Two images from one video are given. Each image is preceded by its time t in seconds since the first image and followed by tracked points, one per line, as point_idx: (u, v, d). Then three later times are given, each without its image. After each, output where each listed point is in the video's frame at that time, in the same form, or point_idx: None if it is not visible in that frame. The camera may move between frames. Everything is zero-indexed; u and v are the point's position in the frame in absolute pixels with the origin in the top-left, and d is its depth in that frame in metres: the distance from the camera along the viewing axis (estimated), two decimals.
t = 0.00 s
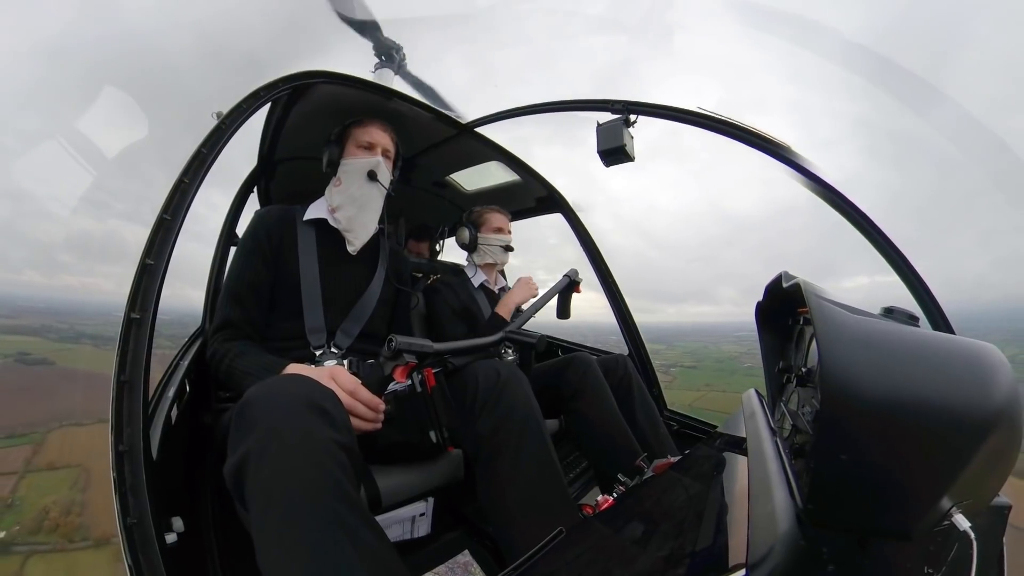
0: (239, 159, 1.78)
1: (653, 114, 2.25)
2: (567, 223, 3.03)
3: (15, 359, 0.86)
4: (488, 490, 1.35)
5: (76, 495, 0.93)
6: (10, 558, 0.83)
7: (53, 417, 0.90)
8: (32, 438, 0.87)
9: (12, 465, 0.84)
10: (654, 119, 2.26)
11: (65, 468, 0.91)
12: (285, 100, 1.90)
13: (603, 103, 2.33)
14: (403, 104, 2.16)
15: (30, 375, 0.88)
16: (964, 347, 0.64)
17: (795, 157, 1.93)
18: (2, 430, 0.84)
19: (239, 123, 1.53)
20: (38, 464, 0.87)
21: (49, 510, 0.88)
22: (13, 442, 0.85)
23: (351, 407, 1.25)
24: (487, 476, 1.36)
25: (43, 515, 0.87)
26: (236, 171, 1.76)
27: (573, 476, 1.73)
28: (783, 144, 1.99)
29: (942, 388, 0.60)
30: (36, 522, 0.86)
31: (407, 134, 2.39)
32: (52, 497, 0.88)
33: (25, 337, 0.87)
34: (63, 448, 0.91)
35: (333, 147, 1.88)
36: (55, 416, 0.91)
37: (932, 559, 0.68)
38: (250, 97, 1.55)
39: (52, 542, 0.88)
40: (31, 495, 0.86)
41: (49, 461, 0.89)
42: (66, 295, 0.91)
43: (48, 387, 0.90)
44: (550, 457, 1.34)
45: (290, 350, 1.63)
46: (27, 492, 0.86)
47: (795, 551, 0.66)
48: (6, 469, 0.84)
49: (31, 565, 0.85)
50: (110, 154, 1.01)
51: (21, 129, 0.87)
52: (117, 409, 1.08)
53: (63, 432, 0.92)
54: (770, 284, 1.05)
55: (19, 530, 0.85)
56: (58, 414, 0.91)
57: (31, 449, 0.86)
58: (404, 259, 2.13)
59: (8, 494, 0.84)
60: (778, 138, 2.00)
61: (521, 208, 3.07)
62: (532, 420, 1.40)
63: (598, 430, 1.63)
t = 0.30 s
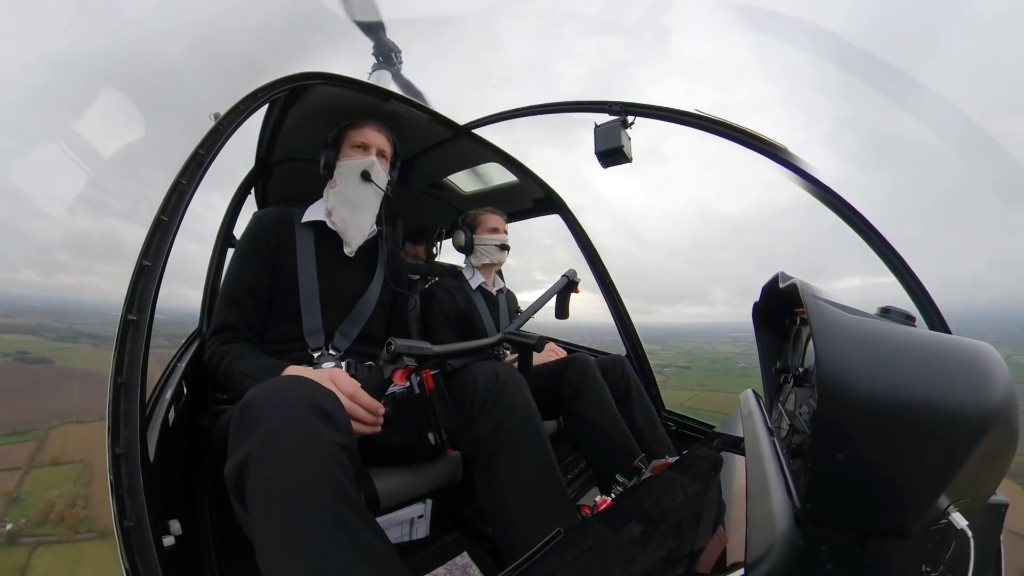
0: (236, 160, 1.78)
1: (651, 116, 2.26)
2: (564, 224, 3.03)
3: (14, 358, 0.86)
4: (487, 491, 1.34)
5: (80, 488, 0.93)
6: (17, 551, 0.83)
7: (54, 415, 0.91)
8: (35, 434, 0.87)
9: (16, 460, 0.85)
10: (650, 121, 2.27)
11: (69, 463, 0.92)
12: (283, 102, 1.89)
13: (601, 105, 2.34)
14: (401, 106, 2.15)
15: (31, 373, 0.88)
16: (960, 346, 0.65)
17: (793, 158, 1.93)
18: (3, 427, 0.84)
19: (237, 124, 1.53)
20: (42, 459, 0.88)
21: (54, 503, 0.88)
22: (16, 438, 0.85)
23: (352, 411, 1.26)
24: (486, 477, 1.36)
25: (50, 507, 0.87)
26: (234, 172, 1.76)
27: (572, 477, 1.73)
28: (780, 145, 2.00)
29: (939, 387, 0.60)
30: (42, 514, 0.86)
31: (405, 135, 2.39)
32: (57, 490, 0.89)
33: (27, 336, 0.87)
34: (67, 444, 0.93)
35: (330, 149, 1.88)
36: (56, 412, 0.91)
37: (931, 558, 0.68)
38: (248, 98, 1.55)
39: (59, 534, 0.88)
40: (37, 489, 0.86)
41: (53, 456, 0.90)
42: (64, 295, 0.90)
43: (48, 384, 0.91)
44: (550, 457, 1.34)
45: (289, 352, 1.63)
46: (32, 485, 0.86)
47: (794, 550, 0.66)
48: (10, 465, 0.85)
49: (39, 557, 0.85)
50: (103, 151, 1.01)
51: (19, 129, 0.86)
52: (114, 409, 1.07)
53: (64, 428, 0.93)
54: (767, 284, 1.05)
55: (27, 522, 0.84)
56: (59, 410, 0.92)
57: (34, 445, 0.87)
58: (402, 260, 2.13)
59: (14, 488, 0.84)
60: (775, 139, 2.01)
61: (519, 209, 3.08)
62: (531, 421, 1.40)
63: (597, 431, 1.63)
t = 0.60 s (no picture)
0: (240, 162, 1.79)
1: (653, 119, 2.26)
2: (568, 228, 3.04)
3: (14, 357, 0.87)
4: (487, 494, 1.34)
5: (84, 484, 0.94)
6: (25, 543, 0.83)
7: (55, 412, 0.90)
8: (39, 431, 0.87)
9: (20, 457, 0.85)
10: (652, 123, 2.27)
11: (72, 459, 0.92)
12: (287, 104, 1.90)
13: (603, 108, 2.35)
14: (405, 109, 2.17)
15: (32, 373, 0.89)
16: (963, 348, 0.64)
17: (795, 161, 1.93)
18: (5, 426, 0.84)
19: (241, 126, 1.54)
20: (46, 456, 0.87)
21: (60, 497, 0.88)
22: (18, 436, 0.85)
23: (352, 413, 1.26)
24: (487, 480, 1.36)
25: (56, 501, 0.87)
26: (237, 175, 1.77)
27: (574, 481, 1.72)
28: (783, 148, 1.99)
29: (942, 390, 0.60)
30: (48, 508, 0.86)
31: (409, 138, 2.40)
32: (62, 485, 0.89)
33: (24, 335, 0.87)
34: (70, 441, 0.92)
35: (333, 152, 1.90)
36: (56, 409, 0.91)
37: (933, 562, 0.68)
38: (253, 100, 1.56)
39: (65, 527, 0.89)
40: (41, 485, 0.86)
41: (56, 453, 0.90)
42: (61, 293, 0.91)
43: (50, 382, 0.91)
44: (550, 460, 1.34)
45: (292, 353, 1.63)
46: (37, 480, 0.86)
47: (796, 554, 0.66)
48: (15, 462, 0.84)
49: (46, 549, 0.85)
50: (110, 154, 1.04)
51: (21, 131, 0.88)
52: (116, 408, 1.08)
53: (66, 426, 0.93)
54: (773, 287, 1.05)
55: (34, 515, 0.84)
56: (61, 408, 0.92)
57: (36, 442, 0.86)
58: (405, 263, 2.14)
59: (19, 484, 0.84)
60: (777, 142, 2.00)
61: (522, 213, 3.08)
62: (531, 424, 1.40)
63: (598, 434, 1.62)
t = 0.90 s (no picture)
0: (240, 161, 1.79)
1: (654, 121, 2.26)
2: (569, 229, 3.04)
3: (14, 357, 0.89)
4: (486, 496, 1.34)
5: (88, 478, 0.97)
6: (32, 536, 0.86)
7: (55, 411, 0.93)
8: (41, 430, 0.90)
9: (24, 455, 0.87)
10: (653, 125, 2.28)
11: (75, 456, 0.96)
12: (288, 104, 1.90)
13: (604, 109, 2.35)
14: (406, 110, 2.17)
15: (31, 373, 0.91)
16: (964, 352, 0.64)
17: (797, 163, 1.92)
18: (9, 425, 0.86)
19: (243, 125, 1.54)
20: (49, 453, 0.91)
21: (65, 492, 0.92)
22: (20, 433, 0.87)
23: (351, 413, 1.27)
24: (486, 480, 1.35)
25: (60, 496, 0.91)
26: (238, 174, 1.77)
27: (573, 482, 1.72)
28: (785, 150, 1.98)
29: (943, 393, 0.59)
30: (54, 502, 0.89)
31: (410, 138, 2.41)
32: (65, 481, 0.92)
33: (21, 336, 0.89)
34: (73, 435, 0.96)
35: (333, 152, 1.90)
36: (56, 408, 0.94)
37: (934, 566, 0.67)
38: (255, 99, 1.56)
39: (71, 519, 0.92)
40: (45, 481, 0.89)
41: (59, 450, 0.93)
42: (57, 294, 0.91)
43: (49, 383, 0.93)
44: (549, 463, 1.33)
45: (291, 352, 1.63)
46: (41, 477, 0.88)
47: (795, 557, 0.66)
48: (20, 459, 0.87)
49: (52, 542, 0.87)
50: (113, 154, 1.05)
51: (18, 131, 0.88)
52: (116, 406, 1.08)
53: (67, 424, 0.96)
54: (773, 289, 1.05)
55: (41, 509, 0.87)
56: (62, 408, 0.95)
57: (39, 441, 0.90)
58: (405, 263, 2.14)
59: (24, 480, 0.87)
60: (779, 144, 2.00)
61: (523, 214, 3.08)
62: (530, 425, 1.40)
63: (598, 436, 1.62)
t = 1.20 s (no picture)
0: (235, 160, 1.78)
1: (650, 119, 2.26)
2: (565, 228, 3.04)
3: (15, 357, 0.86)
4: (483, 493, 1.34)
5: (92, 475, 0.98)
6: (38, 531, 0.85)
7: (57, 410, 0.92)
8: (45, 428, 0.89)
9: (28, 452, 0.86)
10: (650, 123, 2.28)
11: (77, 454, 0.95)
12: (283, 102, 1.89)
13: (600, 107, 2.35)
14: (402, 107, 2.16)
15: (32, 372, 0.89)
16: (960, 350, 0.65)
17: (793, 162, 1.93)
18: (14, 424, 0.86)
19: (237, 124, 1.53)
20: (53, 450, 0.90)
21: (69, 488, 0.92)
22: (22, 433, 0.86)
23: (346, 413, 1.27)
24: (484, 478, 1.35)
25: (66, 492, 0.91)
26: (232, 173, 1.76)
27: (570, 479, 1.73)
28: (782, 149, 1.98)
29: (937, 391, 0.60)
30: (58, 497, 0.90)
31: (406, 136, 2.40)
32: (68, 478, 0.92)
33: (24, 335, 0.87)
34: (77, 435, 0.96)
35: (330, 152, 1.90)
36: (59, 408, 0.93)
37: (930, 561, 0.68)
38: (249, 98, 1.55)
39: (76, 514, 0.92)
40: (50, 478, 0.88)
41: (62, 447, 0.93)
42: (56, 295, 0.91)
43: (51, 382, 0.92)
44: (545, 460, 1.34)
45: (288, 352, 1.63)
46: (46, 473, 0.88)
47: (792, 553, 0.66)
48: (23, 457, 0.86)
49: (58, 536, 0.87)
50: (107, 153, 1.04)
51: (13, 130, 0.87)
52: (111, 408, 1.07)
53: (69, 423, 0.95)
54: (767, 287, 1.06)
55: (48, 504, 0.87)
56: (63, 407, 0.94)
57: (43, 439, 0.89)
58: (401, 261, 2.13)
59: (30, 476, 0.86)
60: (776, 143, 2.00)
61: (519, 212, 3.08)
62: (527, 423, 1.40)
63: (594, 433, 1.63)
